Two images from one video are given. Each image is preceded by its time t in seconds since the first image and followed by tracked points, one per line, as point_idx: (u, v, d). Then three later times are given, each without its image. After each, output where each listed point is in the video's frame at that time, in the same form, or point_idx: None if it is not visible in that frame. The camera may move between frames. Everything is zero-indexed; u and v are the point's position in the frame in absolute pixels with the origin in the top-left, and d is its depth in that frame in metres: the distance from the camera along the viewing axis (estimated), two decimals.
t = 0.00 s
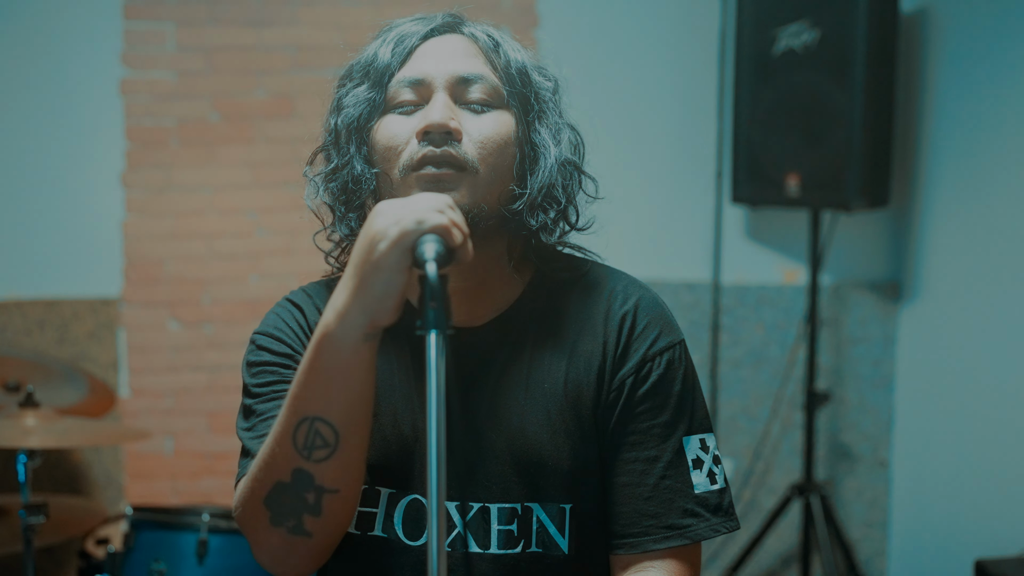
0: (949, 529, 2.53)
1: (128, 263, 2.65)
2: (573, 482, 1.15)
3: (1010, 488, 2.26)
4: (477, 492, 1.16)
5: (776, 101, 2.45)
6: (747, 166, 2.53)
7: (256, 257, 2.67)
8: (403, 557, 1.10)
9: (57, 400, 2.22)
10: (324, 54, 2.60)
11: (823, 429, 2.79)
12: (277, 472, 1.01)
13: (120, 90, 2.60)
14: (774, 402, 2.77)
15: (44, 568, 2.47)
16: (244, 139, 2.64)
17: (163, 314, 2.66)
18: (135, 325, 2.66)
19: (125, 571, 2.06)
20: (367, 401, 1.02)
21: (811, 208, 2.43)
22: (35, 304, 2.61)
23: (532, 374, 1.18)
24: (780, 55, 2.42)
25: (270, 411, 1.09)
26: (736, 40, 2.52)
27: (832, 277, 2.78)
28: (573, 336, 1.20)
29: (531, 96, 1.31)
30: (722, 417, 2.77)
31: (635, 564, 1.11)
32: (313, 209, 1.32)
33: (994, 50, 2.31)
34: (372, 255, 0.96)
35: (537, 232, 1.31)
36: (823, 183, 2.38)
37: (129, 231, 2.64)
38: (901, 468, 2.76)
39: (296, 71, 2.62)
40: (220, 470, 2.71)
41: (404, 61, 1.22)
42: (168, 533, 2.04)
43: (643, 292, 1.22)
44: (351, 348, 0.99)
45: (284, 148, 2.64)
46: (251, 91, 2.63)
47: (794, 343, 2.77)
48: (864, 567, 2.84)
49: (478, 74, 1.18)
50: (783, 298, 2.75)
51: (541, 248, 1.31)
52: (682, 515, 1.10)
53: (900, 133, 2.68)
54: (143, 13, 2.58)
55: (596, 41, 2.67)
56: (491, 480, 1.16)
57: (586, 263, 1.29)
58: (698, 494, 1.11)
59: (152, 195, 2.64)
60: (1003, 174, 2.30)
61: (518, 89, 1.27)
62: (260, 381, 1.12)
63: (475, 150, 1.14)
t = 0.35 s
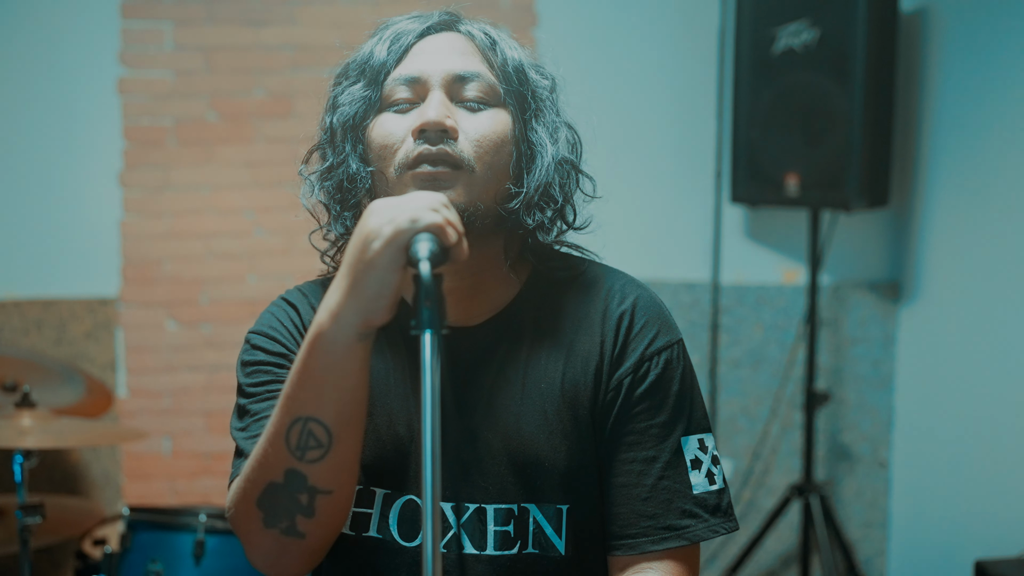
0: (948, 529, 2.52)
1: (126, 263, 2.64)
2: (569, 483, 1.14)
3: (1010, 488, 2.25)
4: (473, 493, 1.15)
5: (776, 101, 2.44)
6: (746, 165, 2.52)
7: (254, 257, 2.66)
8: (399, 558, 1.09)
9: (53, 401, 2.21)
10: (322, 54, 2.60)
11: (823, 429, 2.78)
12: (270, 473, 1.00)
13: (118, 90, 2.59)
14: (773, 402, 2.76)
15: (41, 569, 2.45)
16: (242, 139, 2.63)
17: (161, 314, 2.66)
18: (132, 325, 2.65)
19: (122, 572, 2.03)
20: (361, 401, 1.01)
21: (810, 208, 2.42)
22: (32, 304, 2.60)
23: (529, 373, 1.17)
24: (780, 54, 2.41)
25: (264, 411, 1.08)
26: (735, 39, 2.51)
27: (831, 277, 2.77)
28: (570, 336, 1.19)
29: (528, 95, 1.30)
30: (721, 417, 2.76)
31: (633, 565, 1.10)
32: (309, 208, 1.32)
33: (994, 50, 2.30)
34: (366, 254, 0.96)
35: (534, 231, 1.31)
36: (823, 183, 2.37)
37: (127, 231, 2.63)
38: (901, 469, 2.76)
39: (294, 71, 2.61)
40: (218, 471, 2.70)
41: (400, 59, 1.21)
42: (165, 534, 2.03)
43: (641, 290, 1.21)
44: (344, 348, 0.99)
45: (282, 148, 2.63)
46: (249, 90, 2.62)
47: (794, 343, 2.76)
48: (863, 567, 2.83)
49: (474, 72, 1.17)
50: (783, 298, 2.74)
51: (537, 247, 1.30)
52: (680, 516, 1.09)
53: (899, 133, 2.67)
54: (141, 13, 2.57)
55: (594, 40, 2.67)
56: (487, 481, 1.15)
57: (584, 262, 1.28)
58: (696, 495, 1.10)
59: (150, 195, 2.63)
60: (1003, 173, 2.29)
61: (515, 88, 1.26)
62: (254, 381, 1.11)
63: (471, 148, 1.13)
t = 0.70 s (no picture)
0: (948, 530, 2.51)
1: (124, 263, 2.63)
2: (567, 483, 1.14)
3: (1010, 488, 2.24)
4: (470, 493, 1.14)
5: (776, 100, 2.44)
6: (746, 165, 2.52)
7: (252, 257, 2.65)
8: (395, 559, 1.09)
9: (51, 401, 2.20)
10: (321, 53, 2.59)
11: (823, 429, 2.78)
12: (265, 474, 1.00)
13: (117, 89, 2.57)
14: (773, 402, 2.76)
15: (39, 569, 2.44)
16: (240, 138, 2.62)
17: (159, 314, 2.65)
18: (131, 325, 2.64)
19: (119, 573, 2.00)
20: (357, 402, 1.00)
21: (810, 207, 2.41)
22: (30, 304, 2.59)
23: (526, 373, 1.17)
24: (780, 54, 2.40)
25: (259, 412, 1.08)
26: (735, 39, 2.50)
27: (831, 277, 2.77)
28: (567, 335, 1.18)
29: (525, 93, 1.29)
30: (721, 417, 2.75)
31: (632, 566, 1.10)
32: (304, 207, 1.31)
33: (994, 49, 2.30)
34: (361, 253, 0.95)
35: (531, 230, 1.30)
36: (823, 183, 2.36)
37: (125, 231, 2.62)
38: (901, 469, 2.75)
39: (292, 70, 2.60)
40: (217, 471, 2.69)
41: (396, 57, 1.20)
42: (162, 535, 2.00)
43: (639, 290, 1.21)
44: (340, 348, 0.98)
45: (281, 147, 2.62)
46: (248, 90, 2.61)
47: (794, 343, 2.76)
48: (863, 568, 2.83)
49: (471, 70, 1.17)
50: (783, 298, 2.73)
51: (534, 246, 1.29)
52: (679, 516, 1.09)
53: (899, 133, 2.66)
54: (140, 12, 2.56)
55: (594, 40, 2.66)
56: (485, 482, 1.14)
57: (581, 261, 1.28)
58: (695, 495, 1.10)
59: (148, 194, 2.62)
60: (1004, 173, 2.28)
61: (512, 86, 1.25)
62: (249, 381, 1.11)
63: (468, 146, 1.12)
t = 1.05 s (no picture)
0: (950, 530, 2.50)
1: (124, 262, 2.62)
2: (566, 483, 1.13)
3: (1012, 489, 2.23)
4: (469, 492, 1.13)
5: (778, 100, 2.43)
6: (747, 165, 2.51)
7: (253, 256, 2.64)
8: (392, 558, 1.08)
9: (51, 401, 2.18)
10: (321, 52, 2.59)
11: (824, 429, 2.77)
12: (262, 472, 0.99)
13: (117, 87, 2.56)
14: (775, 402, 2.75)
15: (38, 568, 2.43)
16: (241, 137, 2.61)
17: (159, 313, 2.64)
18: (131, 324, 2.63)
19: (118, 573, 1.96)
20: (354, 400, 0.99)
21: (812, 207, 2.40)
22: (30, 304, 2.57)
23: (526, 371, 1.16)
24: (781, 53, 2.40)
25: (256, 410, 1.07)
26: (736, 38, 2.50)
27: (832, 277, 2.76)
28: (567, 333, 1.18)
29: (524, 91, 1.28)
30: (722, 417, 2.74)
31: (631, 566, 1.10)
32: (302, 204, 1.30)
33: (997, 48, 2.29)
34: (359, 250, 0.94)
35: (530, 228, 1.29)
36: (824, 183, 2.35)
37: (126, 229, 2.61)
38: (902, 469, 2.74)
39: (293, 69, 2.60)
40: (217, 470, 2.69)
41: (396, 54, 1.19)
42: (162, 534, 1.96)
43: (639, 288, 1.20)
44: (337, 346, 0.97)
45: (281, 146, 2.62)
46: (248, 88, 2.60)
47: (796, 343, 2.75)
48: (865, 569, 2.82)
49: (470, 67, 1.16)
50: (784, 297, 2.73)
51: (533, 244, 1.29)
52: (679, 516, 1.09)
53: (901, 132, 2.65)
54: (139, 10, 2.55)
55: (595, 39, 2.65)
56: (483, 481, 1.13)
57: (582, 259, 1.27)
58: (696, 495, 1.10)
59: (148, 193, 2.61)
60: (1006, 172, 2.27)
61: (512, 83, 1.24)
62: (247, 379, 1.10)
63: (467, 144, 1.12)
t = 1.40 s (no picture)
0: (961, 531, 2.48)
1: (134, 260, 2.62)
2: (576, 480, 1.12)
3: None
4: (478, 489, 1.13)
5: (788, 98, 2.41)
6: (757, 162, 2.50)
7: (262, 254, 2.64)
8: (401, 556, 1.07)
9: (60, 398, 2.14)
10: (329, 50, 2.59)
11: (835, 429, 2.75)
12: (270, 469, 0.98)
13: (126, 86, 2.57)
14: (784, 401, 2.73)
15: (47, 566, 2.43)
16: (250, 135, 2.61)
17: (169, 311, 2.64)
18: (140, 322, 2.63)
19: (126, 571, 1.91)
20: (362, 396, 0.99)
21: (822, 205, 2.39)
22: (40, 301, 2.57)
23: (535, 368, 1.15)
24: (791, 51, 2.38)
25: (264, 407, 1.06)
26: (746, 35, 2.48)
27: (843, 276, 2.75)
28: (576, 330, 1.17)
29: (534, 86, 1.27)
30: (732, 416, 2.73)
31: (641, 564, 1.09)
32: (310, 200, 1.29)
33: (1009, 45, 2.27)
34: (367, 245, 0.93)
35: (540, 224, 1.28)
36: (835, 181, 2.34)
37: (135, 227, 2.61)
38: (913, 469, 2.72)
39: (302, 67, 2.60)
40: (226, 468, 2.69)
41: (404, 49, 1.19)
42: (172, 531, 1.91)
43: (649, 284, 1.20)
44: (346, 341, 0.96)
45: (290, 144, 2.62)
46: (257, 87, 2.60)
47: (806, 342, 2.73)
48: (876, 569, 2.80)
49: (479, 62, 1.15)
50: (794, 296, 2.71)
51: (542, 239, 1.27)
52: (689, 514, 1.08)
53: (912, 131, 2.63)
54: (149, 9, 2.55)
55: (604, 36, 2.64)
56: (491, 479, 1.13)
57: (591, 255, 1.26)
58: (706, 493, 1.09)
59: (158, 191, 2.61)
60: (1018, 170, 2.25)
61: (521, 78, 1.23)
62: (254, 376, 1.10)
63: (476, 139, 1.11)
